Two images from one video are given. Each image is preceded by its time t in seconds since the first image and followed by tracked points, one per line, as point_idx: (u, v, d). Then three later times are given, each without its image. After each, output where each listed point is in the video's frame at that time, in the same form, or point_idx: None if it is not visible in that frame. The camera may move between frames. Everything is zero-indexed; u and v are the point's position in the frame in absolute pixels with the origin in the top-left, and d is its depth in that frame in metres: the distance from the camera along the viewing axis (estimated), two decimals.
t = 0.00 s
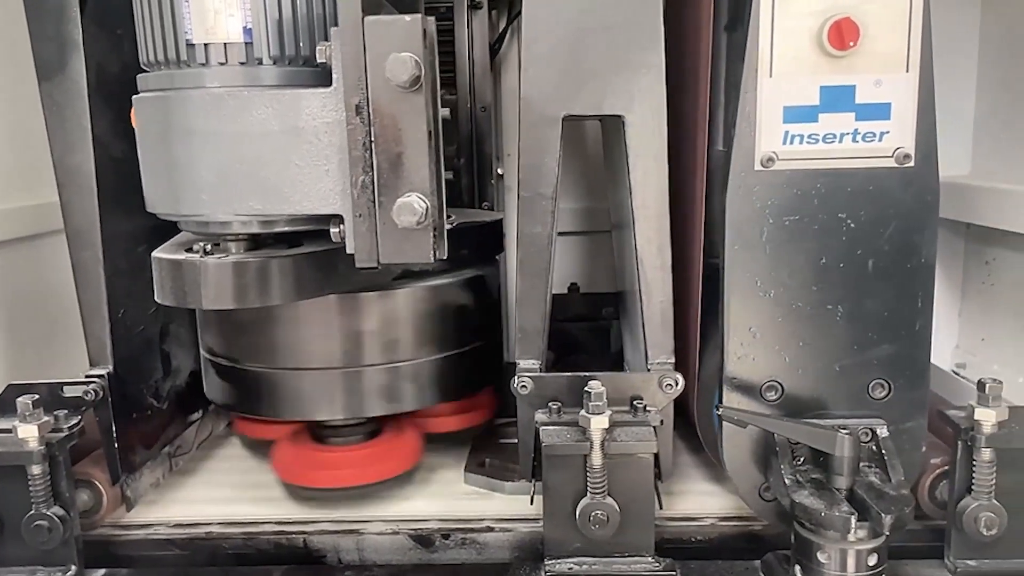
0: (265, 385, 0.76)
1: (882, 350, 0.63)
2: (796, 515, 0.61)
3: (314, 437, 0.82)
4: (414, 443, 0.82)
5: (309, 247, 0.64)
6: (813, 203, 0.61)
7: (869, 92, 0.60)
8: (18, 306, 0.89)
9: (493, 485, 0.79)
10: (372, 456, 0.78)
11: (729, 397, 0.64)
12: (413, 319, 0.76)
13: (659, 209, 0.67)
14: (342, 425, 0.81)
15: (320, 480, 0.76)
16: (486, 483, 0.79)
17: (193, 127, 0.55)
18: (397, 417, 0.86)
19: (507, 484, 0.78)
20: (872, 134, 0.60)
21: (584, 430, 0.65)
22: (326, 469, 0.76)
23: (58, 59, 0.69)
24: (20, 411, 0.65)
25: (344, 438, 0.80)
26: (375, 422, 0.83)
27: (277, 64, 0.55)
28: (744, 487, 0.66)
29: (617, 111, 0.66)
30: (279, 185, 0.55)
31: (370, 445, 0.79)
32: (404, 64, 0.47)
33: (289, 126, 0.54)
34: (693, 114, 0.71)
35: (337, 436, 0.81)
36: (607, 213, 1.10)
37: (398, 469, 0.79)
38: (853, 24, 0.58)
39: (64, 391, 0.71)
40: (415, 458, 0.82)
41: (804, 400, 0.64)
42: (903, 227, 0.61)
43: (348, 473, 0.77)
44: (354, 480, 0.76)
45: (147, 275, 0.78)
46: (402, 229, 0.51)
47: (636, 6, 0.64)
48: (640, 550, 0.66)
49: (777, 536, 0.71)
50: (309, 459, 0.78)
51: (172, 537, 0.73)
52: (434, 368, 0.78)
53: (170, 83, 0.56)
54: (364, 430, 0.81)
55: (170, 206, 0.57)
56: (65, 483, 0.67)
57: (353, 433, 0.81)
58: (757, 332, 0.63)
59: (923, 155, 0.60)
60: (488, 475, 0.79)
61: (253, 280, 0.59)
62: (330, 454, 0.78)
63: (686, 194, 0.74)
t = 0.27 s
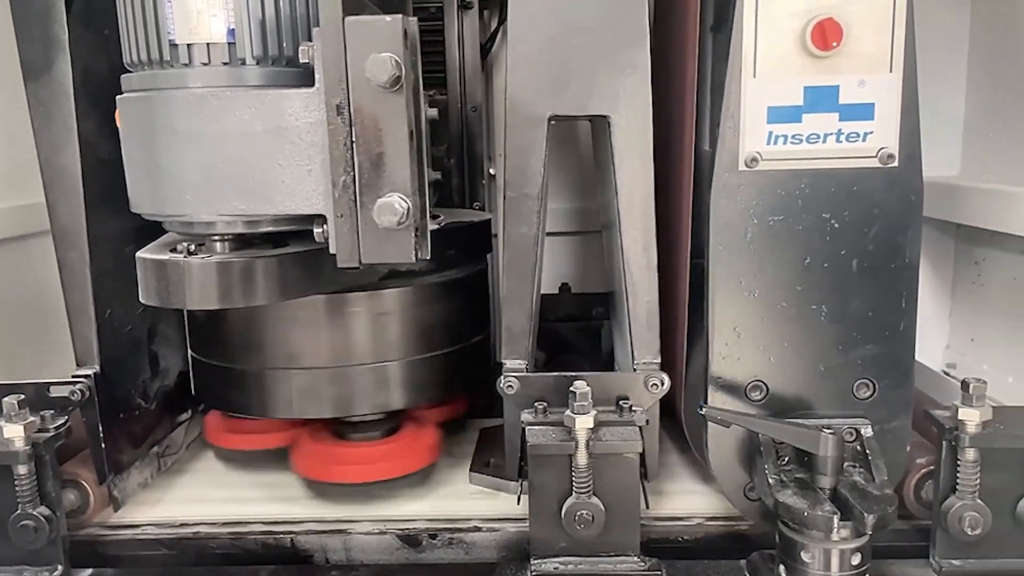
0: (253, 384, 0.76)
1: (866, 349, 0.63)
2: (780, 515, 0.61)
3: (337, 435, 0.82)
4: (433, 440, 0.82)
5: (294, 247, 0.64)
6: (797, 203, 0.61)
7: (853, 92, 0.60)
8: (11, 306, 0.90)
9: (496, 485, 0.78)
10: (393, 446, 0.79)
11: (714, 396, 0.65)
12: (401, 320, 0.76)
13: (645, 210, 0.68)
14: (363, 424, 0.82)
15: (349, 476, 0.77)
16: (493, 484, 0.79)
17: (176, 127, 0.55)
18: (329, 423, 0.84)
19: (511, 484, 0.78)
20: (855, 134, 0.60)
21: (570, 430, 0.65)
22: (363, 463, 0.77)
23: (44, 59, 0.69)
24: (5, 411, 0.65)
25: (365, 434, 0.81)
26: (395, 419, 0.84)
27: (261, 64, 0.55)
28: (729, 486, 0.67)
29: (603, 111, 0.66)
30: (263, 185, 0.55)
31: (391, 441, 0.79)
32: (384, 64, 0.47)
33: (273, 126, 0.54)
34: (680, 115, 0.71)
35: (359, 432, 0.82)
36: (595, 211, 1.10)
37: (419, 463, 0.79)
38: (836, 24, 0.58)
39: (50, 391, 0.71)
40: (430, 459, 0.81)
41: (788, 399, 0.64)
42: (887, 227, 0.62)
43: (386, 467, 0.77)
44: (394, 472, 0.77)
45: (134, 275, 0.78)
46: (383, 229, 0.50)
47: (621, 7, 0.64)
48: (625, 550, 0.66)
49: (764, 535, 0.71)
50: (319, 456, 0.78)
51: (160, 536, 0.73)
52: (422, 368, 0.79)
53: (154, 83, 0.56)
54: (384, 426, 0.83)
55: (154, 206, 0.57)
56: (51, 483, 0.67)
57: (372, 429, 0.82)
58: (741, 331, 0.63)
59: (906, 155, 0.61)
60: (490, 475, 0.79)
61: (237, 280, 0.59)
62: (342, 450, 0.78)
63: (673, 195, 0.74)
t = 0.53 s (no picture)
0: (240, 384, 0.76)
1: (851, 349, 0.63)
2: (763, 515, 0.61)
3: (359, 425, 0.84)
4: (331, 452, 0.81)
5: (279, 246, 0.64)
6: (780, 203, 0.61)
7: (836, 92, 0.60)
8: None
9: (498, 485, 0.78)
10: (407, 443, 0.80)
11: (699, 396, 0.65)
12: (388, 320, 0.76)
13: (631, 210, 0.68)
14: (386, 415, 0.83)
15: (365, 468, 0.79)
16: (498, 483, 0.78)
17: (159, 127, 0.55)
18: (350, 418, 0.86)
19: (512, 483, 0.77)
20: (839, 134, 0.60)
21: (554, 430, 0.65)
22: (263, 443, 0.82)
23: (30, 59, 0.69)
24: None
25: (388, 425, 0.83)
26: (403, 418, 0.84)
27: (243, 64, 0.55)
28: (714, 486, 0.67)
29: (588, 111, 0.66)
30: (245, 185, 0.55)
31: (417, 433, 0.81)
32: (361, 64, 0.47)
33: (254, 126, 0.54)
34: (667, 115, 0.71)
35: (379, 424, 0.83)
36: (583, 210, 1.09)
37: (440, 456, 0.81)
38: (818, 25, 0.58)
39: (36, 391, 0.71)
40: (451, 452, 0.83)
41: (772, 399, 0.64)
42: (871, 227, 0.62)
43: (390, 459, 0.79)
44: (398, 467, 0.79)
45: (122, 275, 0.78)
46: (360, 228, 0.50)
47: (606, 6, 0.64)
48: (611, 549, 0.66)
49: (750, 535, 0.71)
50: (348, 451, 0.80)
51: (147, 536, 0.73)
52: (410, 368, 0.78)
53: (137, 83, 0.56)
54: (403, 419, 0.83)
55: (138, 206, 0.57)
56: (36, 483, 0.67)
57: (394, 421, 0.83)
58: (725, 331, 0.63)
59: (890, 155, 0.61)
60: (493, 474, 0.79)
61: (221, 279, 0.59)
62: (366, 441, 0.80)
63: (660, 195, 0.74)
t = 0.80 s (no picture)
0: (226, 384, 0.76)
1: (835, 349, 0.63)
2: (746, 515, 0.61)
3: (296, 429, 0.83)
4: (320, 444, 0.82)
5: (263, 246, 0.64)
6: (764, 203, 0.61)
7: (819, 92, 0.60)
8: None
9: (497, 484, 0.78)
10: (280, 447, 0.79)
11: (683, 396, 0.65)
12: (376, 320, 0.76)
13: (616, 209, 0.68)
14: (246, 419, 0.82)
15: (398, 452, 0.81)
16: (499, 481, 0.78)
17: (140, 126, 0.55)
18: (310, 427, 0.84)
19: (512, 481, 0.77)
20: (822, 134, 0.60)
21: (539, 429, 0.65)
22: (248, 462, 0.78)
23: (14, 59, 0.69)
24: None
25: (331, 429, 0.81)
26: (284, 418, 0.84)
27: (224, 64, 0.55)
28: (699, 487, 0.67)
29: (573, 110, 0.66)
30: (227, 185, 0.55)
31: (431, 420, 0.84)
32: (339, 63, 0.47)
33: (235, 125, 0.54)
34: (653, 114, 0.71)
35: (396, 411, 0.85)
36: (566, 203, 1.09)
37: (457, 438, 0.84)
38: (801, 24, 0.58)
39: (22, 391, 0.71)
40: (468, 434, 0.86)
41: (756, 399, 0.64)
42: (855, 227, 0.62)
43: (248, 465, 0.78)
44: (428, 448, 0.82)
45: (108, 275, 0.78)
46: (338, 229, 0.50)
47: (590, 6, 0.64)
48: (596, 549, 0.66)
49: (736, 535, 0.71)
50: (372, 435, 0.83)
51: (134, 536, 0.73)
52: (397, 368, 0.78)
53: (119, 83, 0.56)
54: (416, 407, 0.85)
55: (120, 206, 0.57)
56: (21, 484, 0.67)
57: (259, 426, 0.82)
58: (710, 331, 0.63)
59: (873, 155, 0.61)
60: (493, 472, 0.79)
61: (204, 279, 0.59)
62: (390, 426, 0.83)
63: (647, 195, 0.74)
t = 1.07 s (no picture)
0: (212, 384, 0.76)
1: (819, 348, 0.63)
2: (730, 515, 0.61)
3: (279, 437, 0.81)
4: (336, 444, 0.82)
5: (247, 246, 0.64)
6: (748, 203, 0.61)
7: (803, 92, 0.60)
8: None
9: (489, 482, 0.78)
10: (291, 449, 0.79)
11: (667, 396, 0.65)
12: (362, 320, 0.76)
13: (601, 209, 0.67)
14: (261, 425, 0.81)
15: (242, 480, 0.77)
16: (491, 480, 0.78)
17: (121, 126, 0.55)
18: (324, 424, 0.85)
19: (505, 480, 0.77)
20: (806, 134, 0.60)
21: (523, 429, 0.65)
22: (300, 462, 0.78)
23: None
24: None
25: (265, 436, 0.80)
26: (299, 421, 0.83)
27: (206, 63, 0.55)
28: (683, 486, 0.67)
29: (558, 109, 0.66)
30: (208, 184, 0.55)
31: (287, 448, 0.78)
32: (317, 62, 0.47)
33: (216, 124, 0.54)
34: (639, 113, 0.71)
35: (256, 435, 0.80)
36: (558, 203, 1.09)
37: (318, 469, 0.79)
38: (784, 24, 0.58)
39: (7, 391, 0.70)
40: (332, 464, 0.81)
41: (741, 399, 0.64)
42: (839, 227, 0.62)
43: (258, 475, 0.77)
44: (279, 478, 0.77)
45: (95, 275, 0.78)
46: (317, 227, 0.50)
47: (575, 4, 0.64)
48: (581, 549, 0.66)
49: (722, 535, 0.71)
50: (239, 461, 0.78)
51: (120, 536, 0.73)
52: (384, 368, 0.78)
53: (101, 81, 0.56)
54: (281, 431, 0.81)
55: (102, 205, 0.57)
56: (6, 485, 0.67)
57: (272, 433, 0.81)
58: (694, 330, 0.63)
59: (857, 155, 0.61)
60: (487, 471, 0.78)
61: (187, 279, 0.59)
62: (262, 455, 0.78)
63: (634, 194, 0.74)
